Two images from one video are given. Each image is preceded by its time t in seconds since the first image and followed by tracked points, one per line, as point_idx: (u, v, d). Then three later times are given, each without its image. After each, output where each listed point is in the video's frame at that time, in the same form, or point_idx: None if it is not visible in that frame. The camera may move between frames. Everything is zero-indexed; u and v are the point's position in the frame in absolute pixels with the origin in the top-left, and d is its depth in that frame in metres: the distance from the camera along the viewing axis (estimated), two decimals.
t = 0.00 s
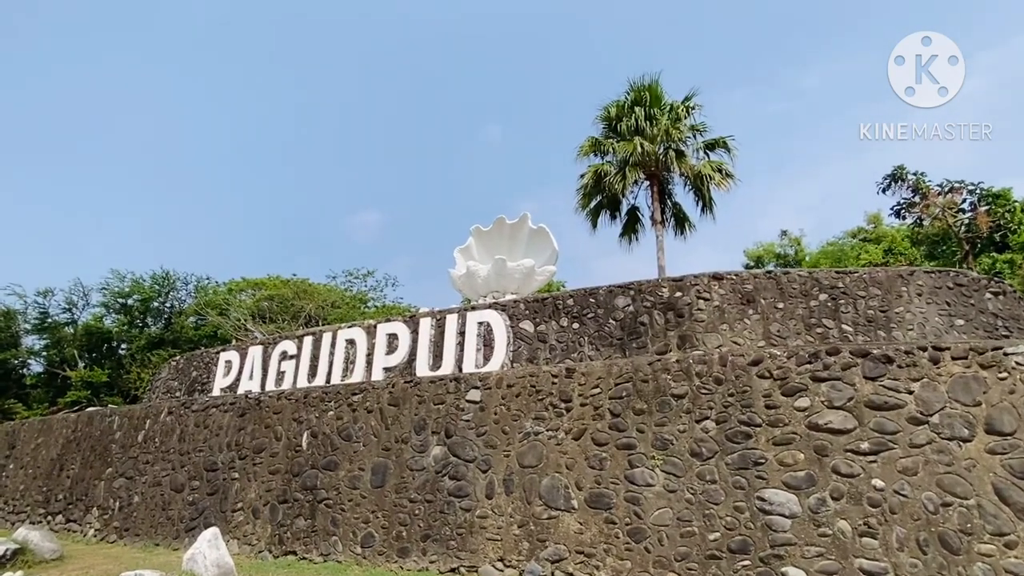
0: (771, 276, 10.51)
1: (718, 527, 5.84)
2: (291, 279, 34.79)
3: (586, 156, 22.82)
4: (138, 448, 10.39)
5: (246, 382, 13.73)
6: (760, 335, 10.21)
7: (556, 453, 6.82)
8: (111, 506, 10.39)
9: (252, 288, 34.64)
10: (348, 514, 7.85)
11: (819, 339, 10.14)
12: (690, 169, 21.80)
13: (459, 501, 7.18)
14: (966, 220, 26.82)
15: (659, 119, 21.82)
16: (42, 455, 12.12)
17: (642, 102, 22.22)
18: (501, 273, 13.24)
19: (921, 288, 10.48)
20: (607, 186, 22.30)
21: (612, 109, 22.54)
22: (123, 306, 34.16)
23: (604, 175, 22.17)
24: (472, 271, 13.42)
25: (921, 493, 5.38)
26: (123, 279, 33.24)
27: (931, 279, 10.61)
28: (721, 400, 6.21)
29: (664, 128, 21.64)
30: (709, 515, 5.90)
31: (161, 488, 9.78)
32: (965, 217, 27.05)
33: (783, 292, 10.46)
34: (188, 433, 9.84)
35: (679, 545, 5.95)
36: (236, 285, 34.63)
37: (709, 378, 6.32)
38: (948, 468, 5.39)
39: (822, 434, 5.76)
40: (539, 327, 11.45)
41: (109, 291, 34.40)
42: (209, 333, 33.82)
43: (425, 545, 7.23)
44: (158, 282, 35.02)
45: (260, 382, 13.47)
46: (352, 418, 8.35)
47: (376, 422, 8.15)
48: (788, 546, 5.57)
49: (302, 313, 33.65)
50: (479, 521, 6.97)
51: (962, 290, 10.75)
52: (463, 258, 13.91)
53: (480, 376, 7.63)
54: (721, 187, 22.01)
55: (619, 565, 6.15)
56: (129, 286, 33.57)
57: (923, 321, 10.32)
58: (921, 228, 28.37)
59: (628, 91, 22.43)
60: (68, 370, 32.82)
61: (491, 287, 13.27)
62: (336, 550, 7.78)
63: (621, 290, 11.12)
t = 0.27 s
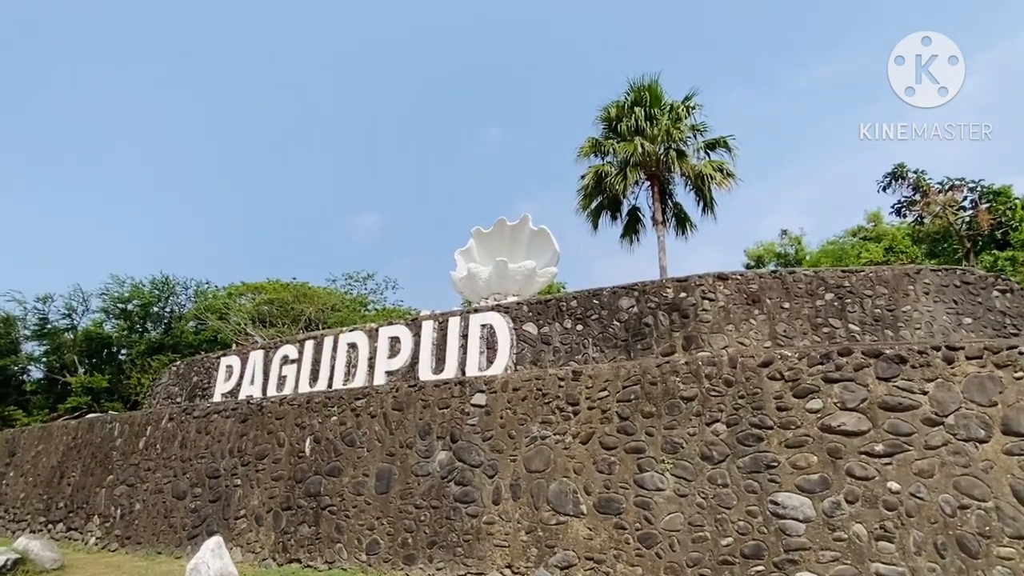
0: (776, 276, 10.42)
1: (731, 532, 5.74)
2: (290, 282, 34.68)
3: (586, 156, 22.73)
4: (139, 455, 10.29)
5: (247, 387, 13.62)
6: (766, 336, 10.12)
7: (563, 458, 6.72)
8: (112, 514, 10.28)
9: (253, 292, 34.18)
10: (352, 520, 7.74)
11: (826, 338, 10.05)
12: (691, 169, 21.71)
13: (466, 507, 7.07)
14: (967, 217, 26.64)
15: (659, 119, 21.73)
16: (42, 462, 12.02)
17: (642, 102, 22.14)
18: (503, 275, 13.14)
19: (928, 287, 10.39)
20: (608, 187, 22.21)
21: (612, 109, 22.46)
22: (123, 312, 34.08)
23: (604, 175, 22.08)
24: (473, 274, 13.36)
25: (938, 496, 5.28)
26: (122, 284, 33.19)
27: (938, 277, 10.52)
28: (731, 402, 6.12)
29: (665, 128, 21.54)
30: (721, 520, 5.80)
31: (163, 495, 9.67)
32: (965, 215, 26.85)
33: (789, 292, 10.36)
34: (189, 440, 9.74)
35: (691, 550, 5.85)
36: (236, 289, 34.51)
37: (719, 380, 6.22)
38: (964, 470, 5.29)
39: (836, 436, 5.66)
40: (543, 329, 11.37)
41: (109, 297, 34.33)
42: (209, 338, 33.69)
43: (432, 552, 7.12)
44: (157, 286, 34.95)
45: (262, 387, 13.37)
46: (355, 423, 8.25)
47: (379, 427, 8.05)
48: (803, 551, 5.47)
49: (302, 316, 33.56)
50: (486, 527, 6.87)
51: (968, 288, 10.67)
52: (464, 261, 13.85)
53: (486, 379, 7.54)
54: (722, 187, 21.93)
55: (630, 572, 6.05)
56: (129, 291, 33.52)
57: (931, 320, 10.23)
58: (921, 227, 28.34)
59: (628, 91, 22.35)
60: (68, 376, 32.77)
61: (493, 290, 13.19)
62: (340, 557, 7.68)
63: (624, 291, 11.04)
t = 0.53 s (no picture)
0: (785, 276, 10.29)
1: (749, 538, 5.58)
2: (291, 287, 34.55)
3: (588, 158, 22.61)
4: (141, 462, 10.13)
5: (249, 392, 13.47)
6: (776, 337, 9.98)
7: (574, 463, 6.57)
8: (112, 522, 10.12)
9: (251, 297, 34.29)
10: (358, 528, 7.59)
11: (836, 339, 9.90)
12: (693, 169, 21.59)
13: (474, 514, 6.92)
14: (970, 218, 26.90)
15: (661, 119, 21.63)
16: (42, 470, 11.86)
17: (644, 103, 22.05)
18: (506, 277, 13.01)
19: (939, 286, 10.25)
20: (610, 188, 22.08)
21: (613, 110, 22.36)
22: (123, 317, 33.97)
23: (607, 177, 21.97)
24: (475, 277, 13.26)
25: (963, 500, 5.13)
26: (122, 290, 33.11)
27: (950, 277, 10.38)
28: (747, 405, 5.98)
29: (667, 129, 21.42)
30: (739, 526, 5.64)
31: (164, 503, 9.51)
32: (967, 215, 27.04)
33: (798, 292, 10.22)
34: (191, 446, 9.59)
35: (708, 558, 5.69)
36: (236, 293, 34.37)
37: (734, 382, 6.08)
38: (990, 473, 5.14)
39: (856, 439, 5.51)
40: (548, 331, 11.26)
41: (108, 302, 34.21)
42: (209, 343, 33.53)
43: (440, 560, 6.96)
44: (157, 291, 34.85)
45: (263, 392, 13.21)
46: (360, 429, 8.10)
47: (385, 432, 7.90)
48: (824, 557, 5.32)
49: (303, 321, 33.41)
50: (496, 534, 6.71)
51: (980, 287, 10.53)
52: (466, 263, 13.75)
53: (493, 383, 7.39)
54: (725, 187, 21.80)
55: None
56: (129, 296, 33.43)
57: (943, 319, 10.09)
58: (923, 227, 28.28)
59: (630, 92, 22.25)
60: (68, 382, 32.66)
61: (496, 292, 13.08)
62: (346, 566, 7.52)
63: (631, 292, 10.91)
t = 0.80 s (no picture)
0: (795, 277, 10.18)
1: (771, 545, 5.42)
2: (290, 291, 34.37)
3: (591, 160, 22.51)
4: (141, 469, 9.94)
5: (250, 397, 13.28)
6: (788, 339, 9.85)
7: (588, 468, 6.41)
8: (112, 530, 9.93)
9: (253, 301, 33.74)
10: (365, 536, 7.41)
11: (848, 341, 9.77)
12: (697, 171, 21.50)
13: (485, 521, 6.75)
14: (970, 219, 26.93)
15: (664, 121, 21.55)
16: (40, 477, 11.66)
17: (646, 105, 21.97)
18: (509, 281, 12.87)
19: (952, 287, 10.12)
20: (613, 190, 21.97)
21: (616, 112, 22.28)
22: (122, 322, 33.79)
23: (610, 179, 21.87)
24: (478, 280, 13.10)
25: (993, 505, 4.98)
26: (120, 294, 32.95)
27: (962, 277, 10.25)
28: (766, 408, 5.83)
29: (670, 131, 21.33)
30: (760, 533, 5.49)
31: (165, 510, 9.32)
32: (967, 217, 27.13)
33: (809, 293, 10.12)
34: (193, 452, 9.41)
35: (728, 566, 5.53)
36: (235, 298, 34.19)
37: (752, 384, 5.94)
38: (1020, 477, 4.99)
39: (880, 443, 5.36)
40: (554, 334, 11.12)
41: (107, 307, 34.02)
42: (209, 347, 33.34)
43: (450, 568, 6.79)
44: (156, 296, 34.67)
45: (265, 397, 13.03)
46: (366, 433, 7.93)
47: (392, 437, 7.74)
48: (849, 565, 5.16)
49: (303, 325, 33.21)
50: (508, 542, 6.55)
51: (992, 287, 10.40)
52: (468, 267, 13.56)
53: (503, 387, 7.23)
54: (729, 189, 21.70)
55: None
56: (127, 301, 33.27)
57: (956, 321, 9.97)
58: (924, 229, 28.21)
59: (632, 94, 22.18)
60: (66, 387, 32.46)
61: (498, 295, 12.91)
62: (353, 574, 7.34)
63: (639, 294, 10.79)
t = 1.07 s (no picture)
0: (807, 278, 10.06)
1: (796, 549, 5.27)
2: (290, 294, 34.17)
3: (593, 162, 22.42)
4: (142, 472, 9.74)
5: (251, 400, 13.07)
6: (800, 339, 9.73)
7: (604, 470, 6.25)
8: (112, 535, 9.73)
9: (249, 306, 33.71)
10: (374, 540, 7.24)
11: (862, 342, 9.64)
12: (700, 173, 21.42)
13: (498, 524, 6.58)
14: (971, 223, 26.80)
15: (668, 122, 21.48)
16: (38, 481, 11.45)
17: (649, 107, 21.93)
18: (511, 283, 12.70)
19: (966, 287, 10.01)
20: (616, 192, 21.87)
21: (619, 114, 22.21)
22: (119, 326, 33.57)
23: (613, 181, 21.78)
24: (479, 283, 12.92)
25: None
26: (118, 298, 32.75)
27: (976, 277, 10.14)
28: (789, 408, 5.68)
29: (674, 132, 21.25)
30: (785, 536, 5.33)
31: (167, 515, 9.12)
32: (968, 221, 27.05)
33: (821, 293, 10.00)
34: (196, 455, 9.22)
35: (752, 570, 5.37)
36: (234, 301, 33.97)
37: (774, 384, 5.79)
38: None
39: (908, 443, 5.21)
40: (562, 335, 10.93)
41: (104, 310, 33.80)
42: (207, 351, 33.08)
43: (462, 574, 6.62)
44: (153, 300, 34.45)
45: (267, 400, 12.83)
46: (374, 435, 7.77)
47: (401, 439, 7.56)
48: (879, 569, 5.00)
49: (302, 329, 32.97)
50: (522, 546, 6.38)
51: (1006, 287, 10.29)
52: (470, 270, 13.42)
53: (515, 387, 7.07)
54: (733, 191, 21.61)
55: None
56: (125, 305, 33.06)
57: (970, 321, 9.85)
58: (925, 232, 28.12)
59: (635, 96, 22.12)
60: (63, 392, 32.22)
61: (500, 298, 12.74)
62: None
63: (648, 294, 10.66)
